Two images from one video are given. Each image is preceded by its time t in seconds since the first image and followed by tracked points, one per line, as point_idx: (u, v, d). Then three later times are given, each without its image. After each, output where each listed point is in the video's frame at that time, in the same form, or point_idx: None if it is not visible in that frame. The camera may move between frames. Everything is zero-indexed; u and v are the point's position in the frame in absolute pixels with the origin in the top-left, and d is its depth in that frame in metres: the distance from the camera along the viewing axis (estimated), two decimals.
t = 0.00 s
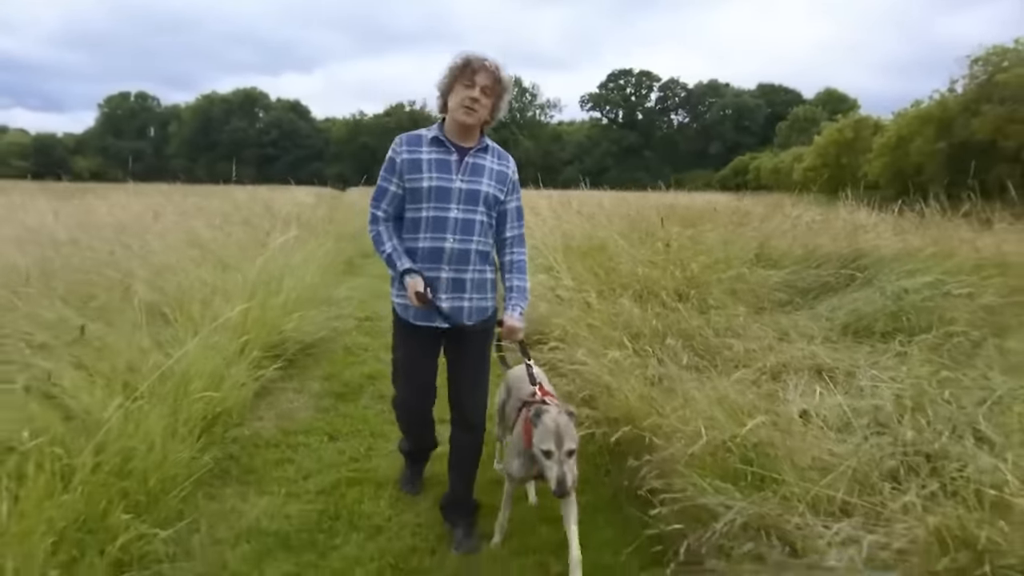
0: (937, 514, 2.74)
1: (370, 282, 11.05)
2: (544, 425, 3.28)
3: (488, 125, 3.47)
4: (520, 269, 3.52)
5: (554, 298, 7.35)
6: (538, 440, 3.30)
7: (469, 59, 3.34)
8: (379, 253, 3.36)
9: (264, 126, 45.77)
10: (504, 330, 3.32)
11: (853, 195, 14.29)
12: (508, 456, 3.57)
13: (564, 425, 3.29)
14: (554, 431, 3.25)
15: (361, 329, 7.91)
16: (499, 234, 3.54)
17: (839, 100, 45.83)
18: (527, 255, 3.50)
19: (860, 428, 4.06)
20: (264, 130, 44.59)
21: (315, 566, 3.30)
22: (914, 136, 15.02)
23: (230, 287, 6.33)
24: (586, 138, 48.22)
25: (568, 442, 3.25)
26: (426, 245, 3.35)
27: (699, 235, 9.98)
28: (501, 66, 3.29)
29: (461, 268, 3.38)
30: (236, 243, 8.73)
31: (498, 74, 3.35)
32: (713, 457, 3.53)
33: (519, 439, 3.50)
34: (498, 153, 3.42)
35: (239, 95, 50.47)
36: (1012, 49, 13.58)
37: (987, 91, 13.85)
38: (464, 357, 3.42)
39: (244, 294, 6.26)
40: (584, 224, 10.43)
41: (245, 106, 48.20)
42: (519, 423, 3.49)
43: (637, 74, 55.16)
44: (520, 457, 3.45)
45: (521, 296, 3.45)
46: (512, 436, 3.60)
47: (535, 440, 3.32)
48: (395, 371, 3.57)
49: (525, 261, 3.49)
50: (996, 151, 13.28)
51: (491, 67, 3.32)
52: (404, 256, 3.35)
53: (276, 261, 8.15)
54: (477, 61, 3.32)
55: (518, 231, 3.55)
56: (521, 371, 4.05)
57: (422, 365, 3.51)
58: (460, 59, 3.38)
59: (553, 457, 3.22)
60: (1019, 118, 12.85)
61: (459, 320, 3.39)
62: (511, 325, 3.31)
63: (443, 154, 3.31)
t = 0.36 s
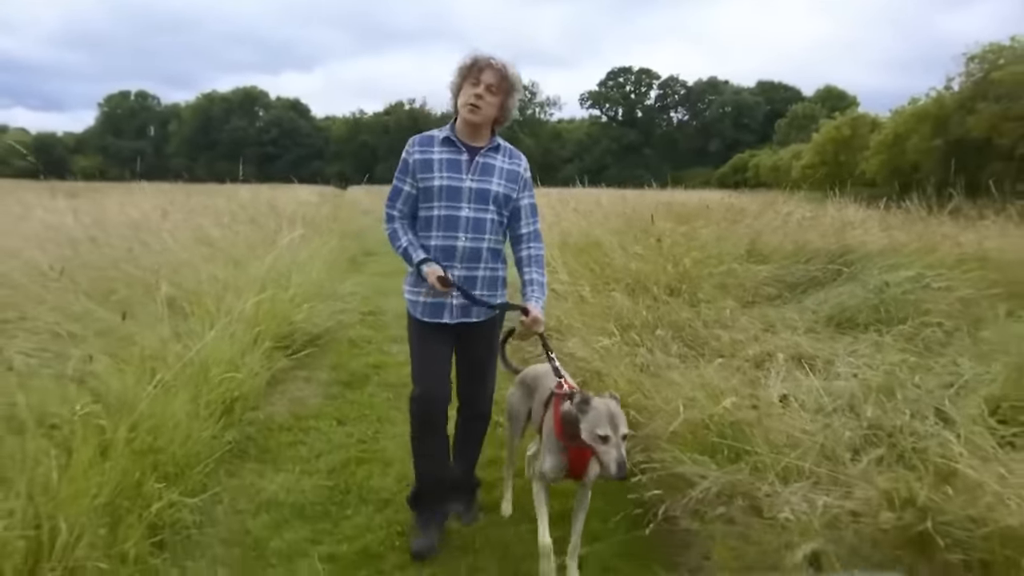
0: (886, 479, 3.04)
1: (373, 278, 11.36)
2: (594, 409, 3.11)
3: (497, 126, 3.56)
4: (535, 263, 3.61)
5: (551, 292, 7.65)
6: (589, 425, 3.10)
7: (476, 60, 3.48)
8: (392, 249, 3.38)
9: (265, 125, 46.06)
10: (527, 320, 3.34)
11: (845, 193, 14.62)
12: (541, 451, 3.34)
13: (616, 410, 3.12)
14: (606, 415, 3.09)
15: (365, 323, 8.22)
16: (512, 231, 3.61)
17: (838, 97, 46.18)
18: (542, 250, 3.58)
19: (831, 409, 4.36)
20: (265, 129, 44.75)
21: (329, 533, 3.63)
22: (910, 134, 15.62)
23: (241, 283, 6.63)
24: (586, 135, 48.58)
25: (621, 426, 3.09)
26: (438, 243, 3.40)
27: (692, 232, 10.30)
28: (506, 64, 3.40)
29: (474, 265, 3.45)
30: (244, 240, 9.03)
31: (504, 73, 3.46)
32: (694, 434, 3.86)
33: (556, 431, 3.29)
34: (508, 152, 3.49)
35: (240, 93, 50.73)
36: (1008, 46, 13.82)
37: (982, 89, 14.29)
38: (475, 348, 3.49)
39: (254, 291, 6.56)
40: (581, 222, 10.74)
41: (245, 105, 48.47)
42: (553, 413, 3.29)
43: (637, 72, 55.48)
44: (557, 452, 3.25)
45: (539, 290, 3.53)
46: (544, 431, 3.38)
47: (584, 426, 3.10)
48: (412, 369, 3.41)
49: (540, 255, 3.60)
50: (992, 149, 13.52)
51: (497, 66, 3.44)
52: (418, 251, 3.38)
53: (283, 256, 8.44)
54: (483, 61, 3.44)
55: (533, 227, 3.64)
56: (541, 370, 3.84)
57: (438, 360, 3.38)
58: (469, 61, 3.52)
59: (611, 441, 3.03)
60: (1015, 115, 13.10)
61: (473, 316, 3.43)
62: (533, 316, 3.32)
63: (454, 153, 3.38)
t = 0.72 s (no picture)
0: (841, 448, 3.36)
1: (375, 275, 11.68)
2: (605, 412, 3.23)
3: (483, 129, 3.55)
4: (530, 264, 3.63)
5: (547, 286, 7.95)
6: (600, 427, 3.22)
7: (454, 65, 3.47)
8: (391, 264, 3.35)
9: (267, 125, 46.36)
10: (527, 320, 3.40)
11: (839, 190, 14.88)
12: (544, 454, 3.43)
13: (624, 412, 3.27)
14: (617, 417, 3.22)
15: (368, 317, 8.55)
16: (506, 234, 3.61)
17: (838, 94, 46.33)
18: (536, 250, 3.60)
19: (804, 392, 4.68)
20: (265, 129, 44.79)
21: (339, 505, 3.95)
22: (904, 131, 15.85)
23: (249, 279, 6.92)
24: (586, 133, 48.82)
25: (631, 428, 3.23)
26: (441, 252, 3.39)
27: (686, 229, 10.58)
28: (484, 66, 3.39)
29: (477, 271, 3.45)
30: (250, 239, 9.32)
31: (484, 76, 3.46)
32: (673, 413, 4.22)
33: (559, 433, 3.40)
34: (498, 154, 3.51)
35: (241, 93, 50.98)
36: (1004, 44, 14.03)
37: (978, 87, 14.27)
38: (480, 352, 3.50)
39: (262, 286, 6.86)
40: (578, 220, 11.02)
41: (246, 104, 48.74)
42: (553, 413, 3.43)
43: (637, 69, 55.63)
44: (557, 452, 3.39)
45: (535, 287, 3.58)
46: (544, 433, 3.48)
47: (596, 428, 3.24)
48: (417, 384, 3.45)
49: (535, 255, 3.62)
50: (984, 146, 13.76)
51: (475, 70, 3.42)
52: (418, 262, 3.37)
53: (289, 253, 8.74)
54: (460, 66, 3.43)
55: (524, 228, 3.64)
56: (531, 371, 4.07)
57: (440, 372, 3.41)
58: (446, 68, 3.50)
59: (622, 442, 3.16)
60: (1009, 111, 13.31)
61: (480, 321, 3.44)
62: (532, 316, 3.38)
63: (445, 161, 3.37)
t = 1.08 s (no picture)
0: (807, 426, 3.66)
1: (375, 272, 11.98)
2: (594, 396, 3.47)
3: (471, 122, 3.70)
4: (528, 254, 3.81)
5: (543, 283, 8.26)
6: (588, 410, 3.47)
7: (437, 63, 3.57)
8: (388, 262, 3.56)
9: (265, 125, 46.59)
10: (525, 316, 3.57)
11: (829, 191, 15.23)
12: (543, 439, 3.69)
13: (614, 398, 3.49)
14: (604, 400, 3.46)
15: (369, 312, 8.85)
16: (503, 225, 3.79)
17: (834, 94, 46.74)
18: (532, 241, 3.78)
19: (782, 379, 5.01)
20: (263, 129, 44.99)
21: (347, 480, 4.26)
22: (895, 132, 16.20)
23: (257, 274, 7.22)
24: (583, 133, 49.14)
25: (617, 412, 3.45)
26: (434, 251, 3.58)
27: (677, 228, 10.90)
28: (467, 62, 3.51)
29: (471, 267, 3.62)
30: (254, 236, 9.60)
31: (468, 71, 3.58)
32: (657, 396, 4.57)
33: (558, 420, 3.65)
34: (490, 148, 3.67)
35: (240, 93, 51.15)
36: (996, 46, 14.20)
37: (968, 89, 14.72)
38: (479, 349, 3.61)
39: (268, 282, 7.16)
40: (573, 220, 11.33)
41: (244, 104, 48.95)
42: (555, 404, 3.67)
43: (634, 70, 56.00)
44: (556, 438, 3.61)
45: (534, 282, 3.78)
46: (545, 422, 3.74)
47: (586, 411, 3.48)
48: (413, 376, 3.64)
49: (531, 247, 3.80)
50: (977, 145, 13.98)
51: (460, 66, 3.55)
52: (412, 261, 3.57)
53: (292, 251, 9.03)
54: (444, 63, 3.55)
55: (521, 218, 3.81)
56: (535, 367, 4.31)
57: (437, 365, 3.57)
58: (430, 65, 3.62)
59: (607, 423, 3.39)
60: (996, 113, 13.64)
61: (474, 318, 3.60)
62: (531, 313, 3.56)
63: (437, 160, 3.54)
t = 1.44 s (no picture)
0: (779, 409, 4.02)
1: (375, 270, 12.26)
2: (607, 391, 3.46)
3: (486, 127, 3.66)
4: (538, 261, 3.67)
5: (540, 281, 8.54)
6: (599, 406, 3.46)
7: (456, 67, 3.56)
8: (392, 257, 3.60)
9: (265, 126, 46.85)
10: (532, 322, 3.49)
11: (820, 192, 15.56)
12: (553, 429, 3.73)
13: (625, 396, 3.47)
14: (615, 397, 3.44)
15: (369, 308, 9.14)
16: (514, 229, 3.67)
17: (831, 96, 47.18)
18: (543, 248, 3.64)
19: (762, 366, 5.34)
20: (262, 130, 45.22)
21: (353, 460, 4.56)
22: (887, 135, 16.51)
23: (264, 271, 7.48)
24: (581, 135, 49.52)
25: (626, 409, 3.42)
26: (434, 247, 3.55)
27: (671, 228, 11.19)
28: (486, 66, 3.50)
29: (471, 266, 3.54)
30: (259, 235, 9.86)
31: (486, 76, 3.57)
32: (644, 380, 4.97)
33: (571, 413, 3.68)
34: (501, 150, 3.58)
35: (239, 93, 51.37)
36: (989, 50, 14.50)
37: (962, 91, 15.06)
38: (478, 349, 3.54)
39: (275, 279, 7.43)
40: (569, 221, 11.63)
41: (244, 104, 49.21)
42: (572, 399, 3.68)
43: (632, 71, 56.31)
44: (568, 430, 3.65)
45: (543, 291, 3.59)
46: (559, 414, 3.75)
47: (595, 406, 3.49)
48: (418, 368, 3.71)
49: (542, 253, 3.65)
50: (971, 148, 14.53)
51: (478, 70, 3.54)
52: (414, 258, 3.57)
53: (296, 249, 9.29)
54: (463, 67, 3.55)
55: (533, 224, 3.67)
56: (557, 360, 4.36)
57: (437, 361, 3.64)
58: (448, 69, 3.61)
59: (614, 420, 3.37)
60: (990, 117, 13.93)
61: (469, 316, 3.53)
62: (539, 318, 3.47)
63: (445, 158, 3.51)
